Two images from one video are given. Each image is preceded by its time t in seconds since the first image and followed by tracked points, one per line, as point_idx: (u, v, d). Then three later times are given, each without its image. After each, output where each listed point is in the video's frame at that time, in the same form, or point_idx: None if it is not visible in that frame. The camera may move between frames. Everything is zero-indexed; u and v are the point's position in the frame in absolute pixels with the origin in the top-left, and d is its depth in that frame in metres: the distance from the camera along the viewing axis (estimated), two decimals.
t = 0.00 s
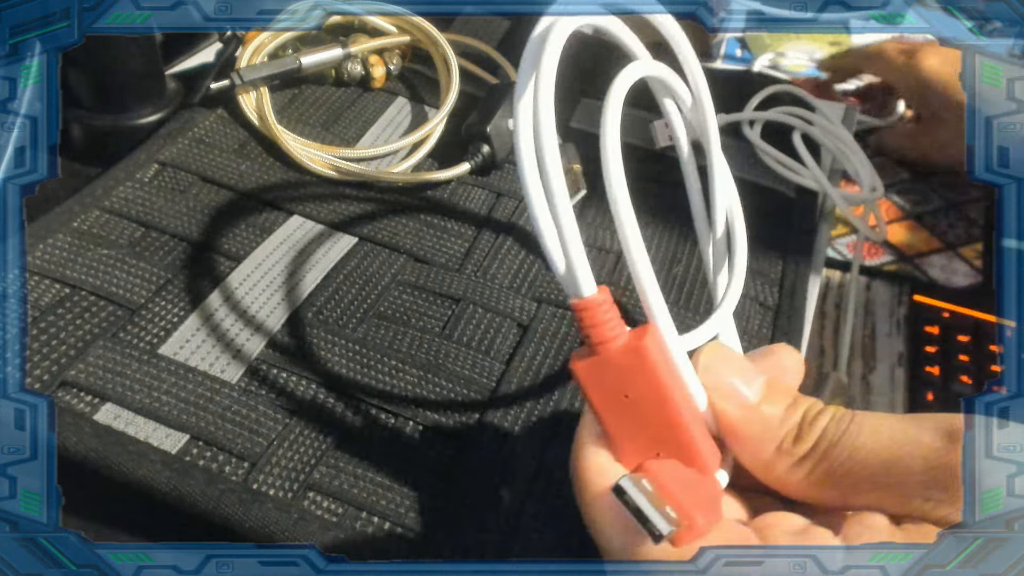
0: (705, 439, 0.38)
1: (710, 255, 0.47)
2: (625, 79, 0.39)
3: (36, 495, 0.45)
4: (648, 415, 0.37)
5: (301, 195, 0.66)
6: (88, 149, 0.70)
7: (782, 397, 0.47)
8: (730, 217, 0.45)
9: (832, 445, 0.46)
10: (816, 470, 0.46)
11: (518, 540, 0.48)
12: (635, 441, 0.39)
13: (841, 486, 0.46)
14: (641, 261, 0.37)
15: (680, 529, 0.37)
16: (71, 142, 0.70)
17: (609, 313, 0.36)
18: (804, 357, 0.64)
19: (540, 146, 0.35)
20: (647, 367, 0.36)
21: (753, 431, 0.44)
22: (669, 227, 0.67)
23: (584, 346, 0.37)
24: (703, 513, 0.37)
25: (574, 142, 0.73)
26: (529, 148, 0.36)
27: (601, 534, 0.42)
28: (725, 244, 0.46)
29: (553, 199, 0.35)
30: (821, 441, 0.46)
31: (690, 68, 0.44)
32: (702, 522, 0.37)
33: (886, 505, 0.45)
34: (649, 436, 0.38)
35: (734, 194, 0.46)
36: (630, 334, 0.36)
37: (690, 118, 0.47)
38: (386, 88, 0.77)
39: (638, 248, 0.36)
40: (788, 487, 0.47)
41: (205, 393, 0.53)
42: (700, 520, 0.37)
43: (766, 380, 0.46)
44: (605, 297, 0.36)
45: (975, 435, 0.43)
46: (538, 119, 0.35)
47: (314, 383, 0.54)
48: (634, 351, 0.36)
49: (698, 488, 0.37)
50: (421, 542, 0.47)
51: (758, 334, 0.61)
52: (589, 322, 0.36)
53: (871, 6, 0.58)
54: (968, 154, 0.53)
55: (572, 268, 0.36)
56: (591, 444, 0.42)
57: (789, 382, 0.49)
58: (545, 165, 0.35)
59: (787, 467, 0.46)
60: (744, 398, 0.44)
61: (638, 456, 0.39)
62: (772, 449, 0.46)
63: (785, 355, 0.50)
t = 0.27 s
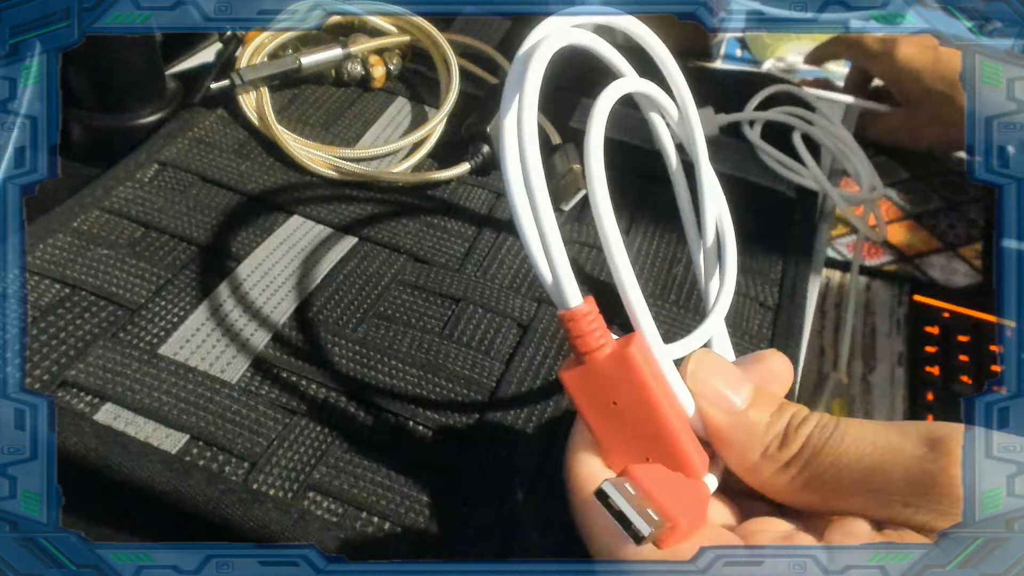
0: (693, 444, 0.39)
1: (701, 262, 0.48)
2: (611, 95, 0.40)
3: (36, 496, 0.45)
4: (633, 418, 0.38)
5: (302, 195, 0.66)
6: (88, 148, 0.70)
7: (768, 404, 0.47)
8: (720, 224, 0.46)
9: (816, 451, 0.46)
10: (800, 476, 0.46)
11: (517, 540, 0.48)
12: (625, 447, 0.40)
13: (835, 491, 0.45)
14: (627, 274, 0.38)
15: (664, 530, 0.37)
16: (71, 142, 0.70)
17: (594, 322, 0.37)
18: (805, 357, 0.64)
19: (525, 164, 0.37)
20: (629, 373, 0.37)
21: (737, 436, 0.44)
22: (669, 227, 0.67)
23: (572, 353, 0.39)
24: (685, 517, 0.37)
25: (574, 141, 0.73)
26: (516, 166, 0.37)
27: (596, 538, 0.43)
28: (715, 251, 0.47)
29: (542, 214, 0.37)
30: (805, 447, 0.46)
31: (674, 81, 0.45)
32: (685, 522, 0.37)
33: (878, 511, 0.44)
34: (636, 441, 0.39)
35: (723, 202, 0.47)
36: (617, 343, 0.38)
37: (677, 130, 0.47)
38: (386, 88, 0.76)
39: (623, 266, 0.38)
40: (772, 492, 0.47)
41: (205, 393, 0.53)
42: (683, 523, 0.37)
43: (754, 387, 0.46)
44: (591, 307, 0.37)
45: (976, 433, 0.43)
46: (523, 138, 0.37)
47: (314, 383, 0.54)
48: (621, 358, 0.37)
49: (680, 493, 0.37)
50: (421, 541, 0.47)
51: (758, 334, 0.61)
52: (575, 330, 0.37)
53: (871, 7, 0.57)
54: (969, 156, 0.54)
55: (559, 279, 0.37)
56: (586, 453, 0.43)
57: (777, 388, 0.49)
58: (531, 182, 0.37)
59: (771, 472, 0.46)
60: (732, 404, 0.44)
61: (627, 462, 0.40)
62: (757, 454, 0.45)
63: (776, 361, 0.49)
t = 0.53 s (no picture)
0: (686, 445, 0.39)
1: (692, 266, 0.48)
2: (599, 104, 0.40)
3: (36, 495, 0.45)
4: (626, 419, 0.38)
5: (301, 195, 0.66)
6: (88, 148, 0.70)
7: (761, 404, 0.47)
8: (710, 227, 0.46)
9: (809, 452, 0.45)
10: (796, 477, 0.46)
11: (517, 540, 0.48)
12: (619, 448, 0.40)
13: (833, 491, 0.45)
14: (616, 277, 0.38)
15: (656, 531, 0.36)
16: (71, 142, 0.70)
17: (585, 325, 0.37)
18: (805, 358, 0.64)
19: (516, 175, 0.36)
20: (620, 374, 0.37)
21: (729, 436, 0.44)
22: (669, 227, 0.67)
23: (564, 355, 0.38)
24: (678, 517, 0.37)
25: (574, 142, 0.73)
26: (507, 174, 0.37)
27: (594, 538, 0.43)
28: (706, 256, 0.47)
29: (533, 220, 0.36)
30: (797, 447, 0.46)
31: (659, 87, 0.45)
32: (677, 521, 0.37)
33: (874, 512, 0.44)
34: (629, 441, 0.39)
35: (713, 205, 0.47)
36: (609, 346, 0.38)
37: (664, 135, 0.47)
38: (386, 88, 0.77)
39: (613, 270, 0.38)
40: (765, 491, 0.47)
41: (205, 394, 0.53)
42: (676, 523, 0.37)
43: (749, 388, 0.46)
44: (583, 310, 0.37)
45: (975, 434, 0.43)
46: (513, 145, 0.36)
47: (314, 383, 0.54)
48: (613, 360, 0.37)
49: (674, 493, 0.37)
50: (422, 541, 0.48)
51: (758, 334, 0.61)
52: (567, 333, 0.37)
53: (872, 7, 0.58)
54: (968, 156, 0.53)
55: (551, 284, 0.37)
56: (581, 455, 0.43)
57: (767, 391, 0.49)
58: (522, 192, 0.37)
59: (764, 471, 0.46)
60: (723, 405, 0.44)
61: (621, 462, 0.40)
62: (751, 454, 0.46)
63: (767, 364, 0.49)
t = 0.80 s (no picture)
0: (687, 445, 0.39)
1: (695, 266, 0.48)
2: (603, 104, 0.40)
3: (36, 495, 0.45)
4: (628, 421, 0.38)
5: (302, 195, 0.66)
6: (88, 149, 0.70)
7: (762, 407, 0.47)
8: (714, 228, 0.46)
9: (809, 454, 0.46)
10: (797, 478, 0.46)
11: (516, 540, 0.48)
12: (620, 448, 0.40)
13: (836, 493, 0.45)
14: (617, 275, 0.38)
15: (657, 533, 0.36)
16: (71, 142, 0.70)
17: (588, 326, 0.37)
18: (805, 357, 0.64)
19: (520, 175, 0.36)
20: (623, 376, 0.37)
21: (731, 438, 0.44)
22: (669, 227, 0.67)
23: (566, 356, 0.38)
24: (680, 519, 0.37)
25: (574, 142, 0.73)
26: (510, 175, 0.37)
27: (595, 539, 0.43)
28: (709, 257, 0.47)
29: (536, 220, 0.36)
30: (798, 450, 0.46)
31: (662, 87, 0.45)
32: (678, 524, 0.36)
33: (875, 511, 0.44)
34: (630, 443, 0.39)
35: (716, 205, 0.47)
36: (612, 347, 0.38)
37: (668, 136, 0.47)
38: (386, 88, 0.77)
39: (615, 269, 0.38)
40: (766, 493, 0.47)
41: (205, 394, 0.53)
42: (677, 525, 0.37)
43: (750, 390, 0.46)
44: (586, 311, 0.37)
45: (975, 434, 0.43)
46: (516, 146, 0.36)
47: (314, 383, 0.54)
48: (616, 360, 0.37)
49: (675, 495, 0.37)
50: (422, 541, 0.48)
51: (758, 334, 0.61)
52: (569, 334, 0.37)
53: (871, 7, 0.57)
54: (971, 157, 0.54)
55: (553, 284, 0.37)
56: (581, 455, 0.43)
57: (769, 392, 0.49)
58: (526, 193, 0.36)
59: (765, 474, 0.46)
60: (725, 407, 0.44)
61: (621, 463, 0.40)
62: (752, 456, 0.46)
63: (769, 365, 0.49)
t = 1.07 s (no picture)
0: (686, 448, 0.39)
1: (698, 267, 0.48)
2: (607, 103, 0.40)
3: (36, 495, 0.45)
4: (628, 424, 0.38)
5: (302, 196, 0.66)
6: (88, 149, 0.70)
7: (763, 409, 0.47)
8: (717, 229, 0.46)
9: (809, 456, 0.46)
10: (797, 480, 0.46)
11: (516, 540, 0.48)
12: (619, 450, 0.40)
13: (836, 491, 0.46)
14: (620, 276, 0.38)
15: (657, 539, 0.36)
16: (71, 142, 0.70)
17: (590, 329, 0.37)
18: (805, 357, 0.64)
19: (523, 173, 0.36)
20: (624, 379, 0.37)
21: (731, 441, 0.44)
22: (669, 227, 0.67)
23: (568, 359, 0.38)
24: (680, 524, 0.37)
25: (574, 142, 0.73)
26: (513, 173, 0.37)
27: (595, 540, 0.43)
28: (711, 257, 0.47)
29: (539, 221, 0.36)
30: (799, 454, 0.46)
31: (668, 87, 0.45)
32: (677, 530, 0.36)
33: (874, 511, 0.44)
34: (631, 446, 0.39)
35: (719, 204, 0.46)
36: (614, 350, 0.38)
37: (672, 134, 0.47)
38: (386, 88, 0.77)
39: (618, 270, 0.38)
40: (767, 496, 0.47)
41: (206, 394, 0.53)
42: (677, 531, 0.37)
43: (751, 392, 0.46)
44: (588, 313, 0.37)
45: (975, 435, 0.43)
46: (519, 147, 0.36)
47: (314, 383, 0.54)
48: (616, 363, 0.37)
49: (675, 500, 0.37)
50: (422, 540, 0.48)
51: (757, 334, 0.61)
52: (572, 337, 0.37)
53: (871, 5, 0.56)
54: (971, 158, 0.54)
55: (556, 285, 0.37)
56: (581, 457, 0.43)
57: (770, 395, 0.49)
58: (529, 190, 0.36)
59: (766, 478, 0.46)
60: (726, 411, 0.44)
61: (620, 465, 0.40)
62: (752, 459, 0.46)
63: (770, 369, 0.49)
